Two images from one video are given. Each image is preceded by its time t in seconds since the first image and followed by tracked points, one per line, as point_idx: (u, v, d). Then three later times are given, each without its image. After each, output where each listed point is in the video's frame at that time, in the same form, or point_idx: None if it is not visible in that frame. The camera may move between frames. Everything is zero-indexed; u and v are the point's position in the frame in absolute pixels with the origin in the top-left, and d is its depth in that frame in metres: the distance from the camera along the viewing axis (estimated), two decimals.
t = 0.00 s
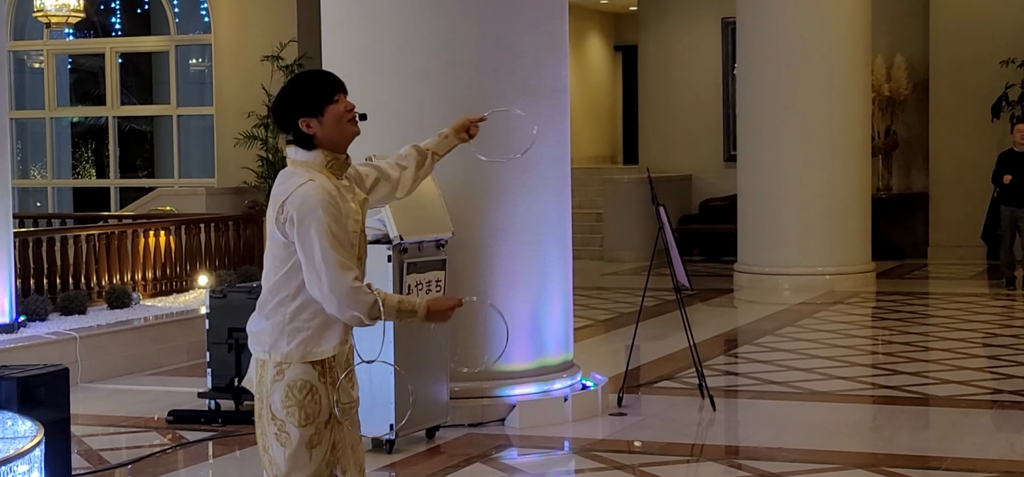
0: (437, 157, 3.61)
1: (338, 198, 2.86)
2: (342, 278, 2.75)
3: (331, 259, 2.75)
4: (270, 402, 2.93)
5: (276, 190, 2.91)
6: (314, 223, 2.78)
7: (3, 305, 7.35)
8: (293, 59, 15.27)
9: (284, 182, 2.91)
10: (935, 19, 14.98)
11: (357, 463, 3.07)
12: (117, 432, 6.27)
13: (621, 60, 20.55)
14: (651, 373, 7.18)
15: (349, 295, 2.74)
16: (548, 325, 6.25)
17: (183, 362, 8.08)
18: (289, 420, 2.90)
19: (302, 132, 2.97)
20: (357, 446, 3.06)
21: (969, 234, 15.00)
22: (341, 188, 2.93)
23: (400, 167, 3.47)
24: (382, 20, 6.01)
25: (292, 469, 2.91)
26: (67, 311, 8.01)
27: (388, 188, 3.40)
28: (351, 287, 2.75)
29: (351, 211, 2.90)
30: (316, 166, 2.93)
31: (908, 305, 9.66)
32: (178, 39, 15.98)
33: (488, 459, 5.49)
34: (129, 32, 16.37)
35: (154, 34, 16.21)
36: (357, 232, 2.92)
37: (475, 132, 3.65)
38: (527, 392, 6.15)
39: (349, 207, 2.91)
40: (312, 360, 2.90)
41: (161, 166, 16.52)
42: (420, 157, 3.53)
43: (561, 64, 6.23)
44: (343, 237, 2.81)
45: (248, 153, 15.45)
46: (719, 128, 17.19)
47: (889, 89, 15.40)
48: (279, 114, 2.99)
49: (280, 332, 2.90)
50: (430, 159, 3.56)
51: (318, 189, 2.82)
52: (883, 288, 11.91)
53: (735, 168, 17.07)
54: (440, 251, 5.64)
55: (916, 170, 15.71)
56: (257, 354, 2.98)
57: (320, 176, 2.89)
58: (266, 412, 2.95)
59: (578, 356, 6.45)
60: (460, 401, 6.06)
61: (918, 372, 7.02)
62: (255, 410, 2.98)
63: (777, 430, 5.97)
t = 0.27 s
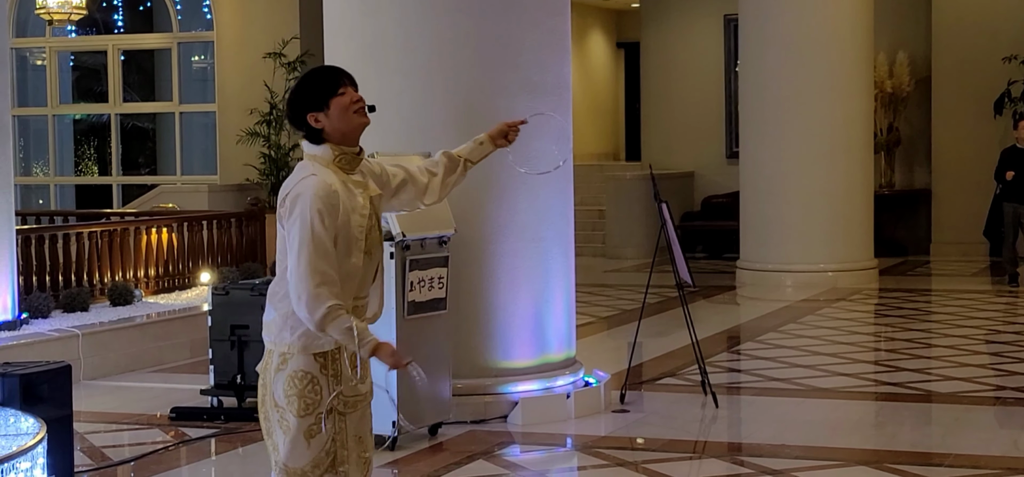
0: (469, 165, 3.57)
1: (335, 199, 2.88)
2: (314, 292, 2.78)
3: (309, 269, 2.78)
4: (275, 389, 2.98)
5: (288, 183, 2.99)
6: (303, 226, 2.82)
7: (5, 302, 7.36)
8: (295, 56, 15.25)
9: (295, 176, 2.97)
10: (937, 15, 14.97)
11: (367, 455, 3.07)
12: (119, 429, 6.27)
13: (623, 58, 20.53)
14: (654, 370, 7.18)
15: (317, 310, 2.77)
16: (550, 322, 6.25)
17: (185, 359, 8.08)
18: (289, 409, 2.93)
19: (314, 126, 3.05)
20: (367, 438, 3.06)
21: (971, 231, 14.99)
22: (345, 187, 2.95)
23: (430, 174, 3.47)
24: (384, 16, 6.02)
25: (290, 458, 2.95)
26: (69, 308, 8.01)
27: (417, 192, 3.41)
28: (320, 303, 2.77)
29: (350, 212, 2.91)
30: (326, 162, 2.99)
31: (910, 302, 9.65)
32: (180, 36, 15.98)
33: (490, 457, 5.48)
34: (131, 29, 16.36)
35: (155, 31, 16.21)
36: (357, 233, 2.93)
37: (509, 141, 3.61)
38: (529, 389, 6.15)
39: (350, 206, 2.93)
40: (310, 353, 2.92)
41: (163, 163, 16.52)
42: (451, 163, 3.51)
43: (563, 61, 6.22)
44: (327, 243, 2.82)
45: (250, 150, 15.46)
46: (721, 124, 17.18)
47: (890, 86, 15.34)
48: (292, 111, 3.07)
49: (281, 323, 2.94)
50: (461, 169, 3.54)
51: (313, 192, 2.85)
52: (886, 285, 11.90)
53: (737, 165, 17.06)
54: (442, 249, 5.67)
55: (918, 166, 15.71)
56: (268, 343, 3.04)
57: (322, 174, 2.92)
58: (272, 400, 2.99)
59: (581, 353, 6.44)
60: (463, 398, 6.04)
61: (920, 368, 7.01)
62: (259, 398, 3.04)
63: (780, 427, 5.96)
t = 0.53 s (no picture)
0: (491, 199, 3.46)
1: (304, 205, 3.05)
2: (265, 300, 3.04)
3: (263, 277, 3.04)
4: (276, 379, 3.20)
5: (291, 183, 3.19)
6: (268, 233, 3.06)
7: (9, 299, 7.37)
8: (298, 53, 15.25)
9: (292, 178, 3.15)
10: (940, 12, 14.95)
11: (361, 455, 3.17)
12: (123, 426, 6.27)
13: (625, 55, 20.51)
14: (657, 367, 7.18)
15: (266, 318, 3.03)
16: (554, 319, 6.24)
17: (189, 356, 8.08)
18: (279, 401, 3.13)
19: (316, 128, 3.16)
20: (361, 438, 3.16)
21: (975, 227, 14.98)
22: (326, 191, 3.08)
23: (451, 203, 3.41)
24: (387, 13, 6.02)
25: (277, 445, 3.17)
26: (72, 305, 8.02)
27: (434, 217, 3.37)
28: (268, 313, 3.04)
29: (325, 217, 3.07)
30: (318, 166, 3.12)
31: (914, 299, 9.65)
32: (183, 34, 15.99)
33: (494, 454, 5.49)
34: (134, 27, 16.38)
35: (159, 29, 16.22)
36: (334, 237, 3.07)
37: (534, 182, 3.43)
38: (533, 386, 6.14)
39: (326, 210, 3.07)
40: (290, 351, 3.11)
41: (166, 160, 16.52)
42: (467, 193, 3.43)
43: (566, 58, 6.22)
44: (290, 250, 3.03)
45: (253, 147, 15.46)
46: (724, 121, 17.18)
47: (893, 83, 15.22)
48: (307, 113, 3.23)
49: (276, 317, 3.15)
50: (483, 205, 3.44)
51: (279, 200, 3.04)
52: (889, 282, 11.89)
53: (740, 162, 17.06)
54: (446, 246, 5.64)
55: (921, 163, 15.71)
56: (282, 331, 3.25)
57: (302, 178, 3.09)
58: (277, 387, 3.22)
59: (584, 350, 6.44)
60: (465, 395, 6.05)
61: (923, 366, 7.01)
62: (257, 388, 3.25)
63: (783, 424, 5.97)
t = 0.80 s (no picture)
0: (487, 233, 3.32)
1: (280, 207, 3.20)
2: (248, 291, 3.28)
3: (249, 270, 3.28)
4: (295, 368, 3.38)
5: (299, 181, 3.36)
6: (257, 228, 3.27)
7: (12, 297, 7.38)
8: (301, 51, 15.26)
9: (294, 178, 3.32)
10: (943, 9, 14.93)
11: (346, 453, 3.20)
12: (125, 424, 6.28)
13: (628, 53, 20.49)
14: (660, 365, 7.18)
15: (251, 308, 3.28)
16: (556, 317, 6.25)
17: (191, 354, 8.08)
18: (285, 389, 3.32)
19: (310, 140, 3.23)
20: (347, 436, 3.20)
21: (978, 225, 14.97)
22: (304, 195, 3.18)
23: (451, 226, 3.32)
24: (390, 11, 6.01)
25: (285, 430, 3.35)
26: (75, 302, 8.02)
27: (431, 239, 3.33)
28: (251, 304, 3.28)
29: (298, 220, 3.18)
30: (304, 171, 3.23)
31: (916, 297, 9.65)
32: (186, 31, 15.99)
33: (496, 452, 5.49)
34: (136, 24, 16.39)
35: (161, 26, 16.21)
36: (305, 241, 3.17)
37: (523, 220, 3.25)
38: (535, 384, 6.14)
39: (301, 214, 3.18)
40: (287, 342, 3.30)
41: (169, 158, 16.52)
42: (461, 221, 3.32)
43: (569, 55, 6.21)
44: (270, 247, 3.24)
45: (256, 145, 15.46)
46: (727, 119, 17.17)
47: (897, 80, 15.27)
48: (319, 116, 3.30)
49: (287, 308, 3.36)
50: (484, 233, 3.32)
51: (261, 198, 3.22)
52: (892, 280, 11.89)
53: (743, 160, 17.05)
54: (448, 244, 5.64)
55: (924, 161, 15.70)
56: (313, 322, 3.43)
57: (289, 180, 3.23)
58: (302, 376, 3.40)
59: (587, 348, 6.44)
60: (468, 392, 6.05)
61: (926, 363, 7.01)
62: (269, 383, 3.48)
63: (786, 422, 5.97)
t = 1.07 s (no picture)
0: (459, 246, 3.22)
1: (281, 198, 3.37)
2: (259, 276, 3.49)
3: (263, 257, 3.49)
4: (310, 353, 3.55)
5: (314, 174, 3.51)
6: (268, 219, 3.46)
7: (15, 294, 7.39)
8: (304, 48, 15.29)
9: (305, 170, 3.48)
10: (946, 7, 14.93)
11: (329, 442, 3.32)
12: (129, 421, 6.29)
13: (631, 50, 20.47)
14: (662, 362, 7.18)
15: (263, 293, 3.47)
16: (558, 314, 6.25)
17: (194, 351, 8.09)
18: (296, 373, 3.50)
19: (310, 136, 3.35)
20: (331, 426, 3.33)
21: (981, 223, 14.97)
22: (303, 190, 3.34)
23: (432, 237, 3.28)
24: (393, 8, 6.01)
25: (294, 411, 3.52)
26: (78, 300, 8.03)
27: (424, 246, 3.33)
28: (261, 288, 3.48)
29: (295, 212, 3.34)
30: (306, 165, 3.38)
31: (919, 294, 9.65)
32: (189, 29, 16.01)
33: (499, 449, 5.49)
34: (140, 22, 16.40)
35: (164, 24, 16.22)
36: (300, 233, 3.32)
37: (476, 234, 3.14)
38: (538, 382, 6.14)
39: (298, 207, 3.33)
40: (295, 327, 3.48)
41: (172, 156, 16.52)
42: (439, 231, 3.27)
43: (571, 53, 6.22)
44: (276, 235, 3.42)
45: (259, 142, 15.46)
46: (730, 116, 17.17)
47: (900, 77, 15.26)
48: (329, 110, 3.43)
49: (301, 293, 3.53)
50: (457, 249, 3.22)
51: (268, 190, 3.41)
52: (895, 278, 11.89)
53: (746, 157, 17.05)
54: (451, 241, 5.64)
55: (927, 159, 15.70)
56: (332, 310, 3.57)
57: (293, 173, 3.39)
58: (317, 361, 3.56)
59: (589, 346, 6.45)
60: (470, 390, 6.05)
61: (929, 361, 7.01)
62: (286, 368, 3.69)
63: (788, 419, 5.97)
